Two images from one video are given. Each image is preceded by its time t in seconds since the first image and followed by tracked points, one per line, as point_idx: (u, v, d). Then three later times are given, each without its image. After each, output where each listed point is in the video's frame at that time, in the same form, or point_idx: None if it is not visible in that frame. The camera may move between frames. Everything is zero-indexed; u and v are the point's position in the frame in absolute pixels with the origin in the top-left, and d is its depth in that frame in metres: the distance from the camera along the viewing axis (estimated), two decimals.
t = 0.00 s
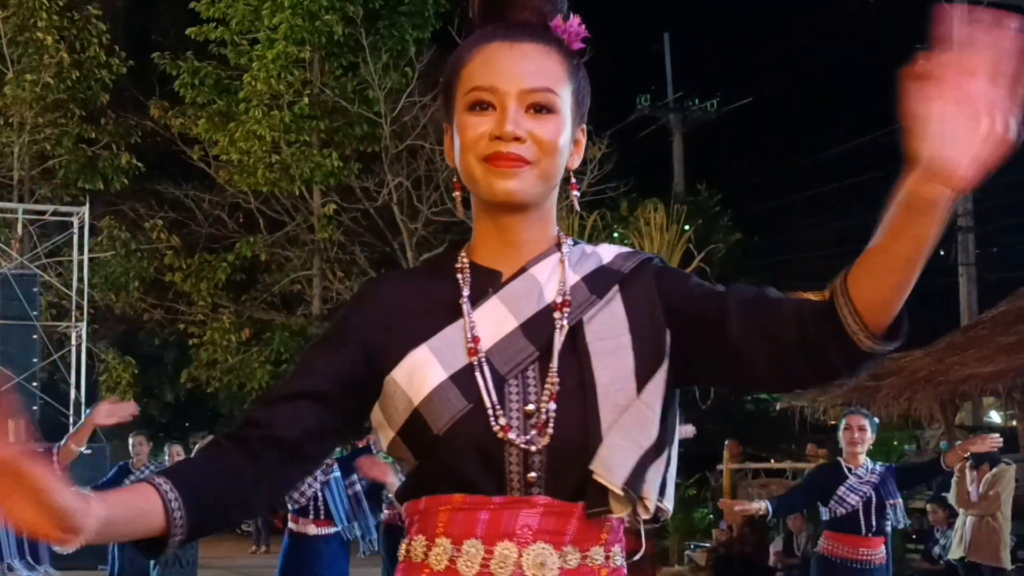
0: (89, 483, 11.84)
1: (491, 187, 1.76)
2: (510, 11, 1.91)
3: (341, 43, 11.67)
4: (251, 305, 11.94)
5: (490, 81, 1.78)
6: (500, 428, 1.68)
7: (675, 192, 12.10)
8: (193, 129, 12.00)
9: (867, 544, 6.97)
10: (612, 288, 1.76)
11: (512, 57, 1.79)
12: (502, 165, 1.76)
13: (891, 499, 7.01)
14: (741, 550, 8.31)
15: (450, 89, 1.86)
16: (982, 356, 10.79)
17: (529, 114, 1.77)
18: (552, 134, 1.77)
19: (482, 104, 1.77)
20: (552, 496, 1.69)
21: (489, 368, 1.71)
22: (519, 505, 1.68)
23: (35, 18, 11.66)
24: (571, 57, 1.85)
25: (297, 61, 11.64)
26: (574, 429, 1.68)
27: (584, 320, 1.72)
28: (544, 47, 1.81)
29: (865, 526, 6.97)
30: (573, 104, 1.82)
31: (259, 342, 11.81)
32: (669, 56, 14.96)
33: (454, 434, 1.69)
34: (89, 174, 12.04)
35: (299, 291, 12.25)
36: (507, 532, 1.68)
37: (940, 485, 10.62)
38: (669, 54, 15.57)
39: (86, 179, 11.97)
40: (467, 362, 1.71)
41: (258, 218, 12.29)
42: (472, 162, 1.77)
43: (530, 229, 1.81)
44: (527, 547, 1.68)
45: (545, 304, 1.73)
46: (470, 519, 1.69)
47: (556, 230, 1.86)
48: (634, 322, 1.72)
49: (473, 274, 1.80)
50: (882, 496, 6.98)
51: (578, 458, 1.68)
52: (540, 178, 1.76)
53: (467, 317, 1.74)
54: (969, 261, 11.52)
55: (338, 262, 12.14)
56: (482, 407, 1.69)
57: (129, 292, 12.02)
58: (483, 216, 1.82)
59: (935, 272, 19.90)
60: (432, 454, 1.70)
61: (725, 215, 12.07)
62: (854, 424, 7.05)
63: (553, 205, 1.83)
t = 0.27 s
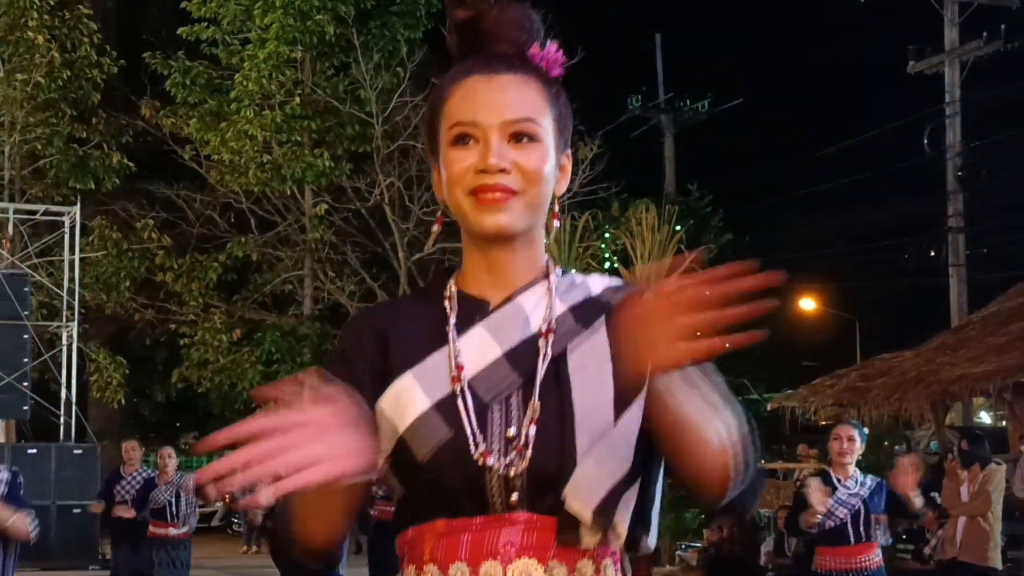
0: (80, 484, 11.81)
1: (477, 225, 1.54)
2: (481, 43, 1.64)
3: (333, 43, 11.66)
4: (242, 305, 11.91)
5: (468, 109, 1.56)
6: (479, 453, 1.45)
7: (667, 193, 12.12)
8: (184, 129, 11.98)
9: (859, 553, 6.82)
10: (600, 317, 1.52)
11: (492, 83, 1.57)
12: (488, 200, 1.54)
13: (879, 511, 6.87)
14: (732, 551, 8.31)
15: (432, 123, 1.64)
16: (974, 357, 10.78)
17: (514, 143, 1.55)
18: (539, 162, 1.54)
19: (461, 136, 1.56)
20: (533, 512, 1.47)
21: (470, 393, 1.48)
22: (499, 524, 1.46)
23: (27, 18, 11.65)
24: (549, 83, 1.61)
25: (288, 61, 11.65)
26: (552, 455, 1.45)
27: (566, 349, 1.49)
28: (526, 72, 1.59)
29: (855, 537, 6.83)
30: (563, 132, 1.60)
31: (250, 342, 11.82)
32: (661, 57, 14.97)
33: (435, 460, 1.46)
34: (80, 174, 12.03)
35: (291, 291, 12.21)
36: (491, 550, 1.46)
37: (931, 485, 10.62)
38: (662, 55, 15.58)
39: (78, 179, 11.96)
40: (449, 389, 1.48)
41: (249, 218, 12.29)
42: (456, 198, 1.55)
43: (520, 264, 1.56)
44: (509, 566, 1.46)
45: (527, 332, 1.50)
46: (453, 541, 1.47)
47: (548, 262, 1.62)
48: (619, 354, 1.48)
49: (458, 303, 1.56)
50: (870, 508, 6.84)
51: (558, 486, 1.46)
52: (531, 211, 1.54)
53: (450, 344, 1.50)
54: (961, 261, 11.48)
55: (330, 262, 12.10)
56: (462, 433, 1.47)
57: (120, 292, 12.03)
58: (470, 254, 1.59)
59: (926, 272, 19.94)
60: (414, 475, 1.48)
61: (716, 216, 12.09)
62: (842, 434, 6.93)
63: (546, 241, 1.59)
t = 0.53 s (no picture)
0: (70, 484, 11.81)
1: (460, 193, 1.61)
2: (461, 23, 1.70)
3: (323, 43, 11.67)
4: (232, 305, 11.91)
5: (451, 81, 1.64)
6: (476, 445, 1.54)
7: (657, 194, 12.15)
8: (175, 129, 11.98)
9: (851, 547, 7.03)
10: (596, 306, 1.60)
11: (474, 57, 1.65)
12: (471, 168, 1.61)
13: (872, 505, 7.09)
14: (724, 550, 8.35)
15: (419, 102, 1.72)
16: (963, 358, 10.83)
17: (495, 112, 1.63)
18: (521, 130, 1.62)
19: (445, 106, 1.63)
20: (529, 506, 1.55)
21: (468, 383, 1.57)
22: (495, 515, 1.54)
23: (17, 18, 11.64)
24: (532, 63, 1.67)
25: (279, 61, 11.64)
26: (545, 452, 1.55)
27: (563, 338, 1.57)
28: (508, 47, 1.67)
29: (848, 531, 7.03)
30: (544, 102, 1.68)
31: (241, 342, 11.81)
32: (651, 57, 14.98)
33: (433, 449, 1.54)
34: (70, 175, 12.00)
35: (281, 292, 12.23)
36: (486, 541, 1.54)
37: (920, 486, 10.67)
38: (651, 55, 15.60)
39: (67, 179, 11.91)
40: (442, 379, 1.58)
41: (239, 218, 12.27)
42: (440, 168, 1.63)
43: (507, 236, 1.64)
44: (506, 556, 1.53)
45: (524, 319, 1.57)
46: (447, 530, 1.55)
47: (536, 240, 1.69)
48: (611, 353, 1.58)
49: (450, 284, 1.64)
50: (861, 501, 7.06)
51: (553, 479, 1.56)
52: (515, 179, 1.61)
53: (446, 329, 1.59)
54: (949, 263, 11.52)
55: (320, 262, 12.10)
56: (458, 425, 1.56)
57: (111, 293, 11.98)
58: (457, 227, 1.66)
59: (915, 272, 19.99)
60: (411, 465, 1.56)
61: (707, 217, 12.12)
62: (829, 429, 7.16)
63: (532, 214, 1.67)
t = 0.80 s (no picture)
0: (61, 485, 11.77)
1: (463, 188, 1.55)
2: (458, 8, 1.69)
3: (316, 44, 11.67)
4: (224, 306, 11.91)
5: (448, 73, 1.58)
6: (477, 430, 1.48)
7: (649, 195, 12.15)
8: (166, 129, 11.96)
9: (841, 545, 7.07)
10: (601, 295, 1.55)
11: (470, 46, 1.59)
12: (473, 163, 1.55)
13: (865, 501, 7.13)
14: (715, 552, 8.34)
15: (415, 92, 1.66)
16: (955, 360, 10.84)
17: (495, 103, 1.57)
18: (523, 120, 1.56)
19: (443, 98, 1.57)
20: (530, 498, 1.49)
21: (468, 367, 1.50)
22: (495, 506, 1.47)
23: (8, 17, 11.61)
24: (527, 47, 1.63)
25: (271, 62, 11.64)
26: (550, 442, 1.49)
27: (567, 326, 1.52)
28: (504, 33, 1.61)
29: (840, 527, 7.05)
30: (543, 88, 1.61)
31: (232, 343, 11.79)
32: (643, 59, 14.99)
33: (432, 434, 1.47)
34: (62, 175, 11.99)
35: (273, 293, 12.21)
36: (484, 532, 1.47)
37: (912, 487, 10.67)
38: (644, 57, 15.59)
39: (59, 179, 11.90)
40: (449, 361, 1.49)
41: (231, 218, 12.26)
42: (440, 164, 1.57)
43: (512, 229, 1.59)
44: (504, 549, 1.46)
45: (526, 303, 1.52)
46: (444, 517, 1.48)
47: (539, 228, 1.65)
48: (617, 337, 1.52)
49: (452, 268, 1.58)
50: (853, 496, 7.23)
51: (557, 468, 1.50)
52: (519, 172, 1.56)
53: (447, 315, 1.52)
54: (941, 264, 11.52)
55: (312, 263, 12.08)
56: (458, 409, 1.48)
57: (102, 294, 12.02)
58: (461, 222, 1.61)
59: (907, 273, 19.98)
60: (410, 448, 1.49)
61: (698, 218, 12.12)
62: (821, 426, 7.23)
63: (536, 205, 1.62)
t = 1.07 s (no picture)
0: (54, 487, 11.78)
1: (466, 220, 1.71)
2: (465, 33, 1.85)
3: (309, 45, 11.67)
4: (217, 307, 11.91)
5: (453, 108, 1.73)
6: (473, 456, 1.65)
7: (642, 197, 12.14)
8: (159, 131, 11.95)
9: (836, 557, 7.07)
10: (592, 329, 1.74)
11: (475, 82, 1.74)
12: (477, 197, 1.71)
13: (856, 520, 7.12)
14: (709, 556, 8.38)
15: (416, 116, 1.81)
16: (946, 362, 10.90)
17: (497, 136, 1.73)
18: (524, 154, 1.72)
19: (449, 133, 1.73)
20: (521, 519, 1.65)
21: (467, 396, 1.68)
22: (488, 527, 1.63)
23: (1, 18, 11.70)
24: (532, 76, 1.79)
25: (264, 64, 11.63)
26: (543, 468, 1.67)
27: (559, 357, 1.70)
28: (508, 69, 1.76)
29: (832, 541, 7.07)
30: (543, 122, 1.77)
31: (226, 344, 11.79)
32: (636, 60, 15.01)
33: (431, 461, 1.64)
34: (54, 175, 11.96)
35: (266, 294, 12.23)
36: (479, 555, 1.62)
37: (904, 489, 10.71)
38: (637, 58, 15.59)
39: (51, 180, 11.87)
40: (444, 389, 1.67)
41: (224, 220, 12.26)
42: (445, 194, 1.72)
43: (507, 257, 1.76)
44: (499, 568, 1.62)
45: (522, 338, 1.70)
46: (439, 544, 1.63)
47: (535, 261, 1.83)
48: (607, 371, 1.71)
49: (448, 297, 1.76)
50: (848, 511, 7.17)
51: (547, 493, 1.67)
52: (518, 205, 1.72)
53: (444, 344, 1.69)
54: (933, 266, 11.57)
55: (305, 265, 12.09)
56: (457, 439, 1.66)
57: (95, 295, 11.98)
58: (459, 245, 1.77)
59: (899, 275, 20.01)
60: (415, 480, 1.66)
61: (691, 220, 12.15)
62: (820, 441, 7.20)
63: (531, 233, 1.79)
